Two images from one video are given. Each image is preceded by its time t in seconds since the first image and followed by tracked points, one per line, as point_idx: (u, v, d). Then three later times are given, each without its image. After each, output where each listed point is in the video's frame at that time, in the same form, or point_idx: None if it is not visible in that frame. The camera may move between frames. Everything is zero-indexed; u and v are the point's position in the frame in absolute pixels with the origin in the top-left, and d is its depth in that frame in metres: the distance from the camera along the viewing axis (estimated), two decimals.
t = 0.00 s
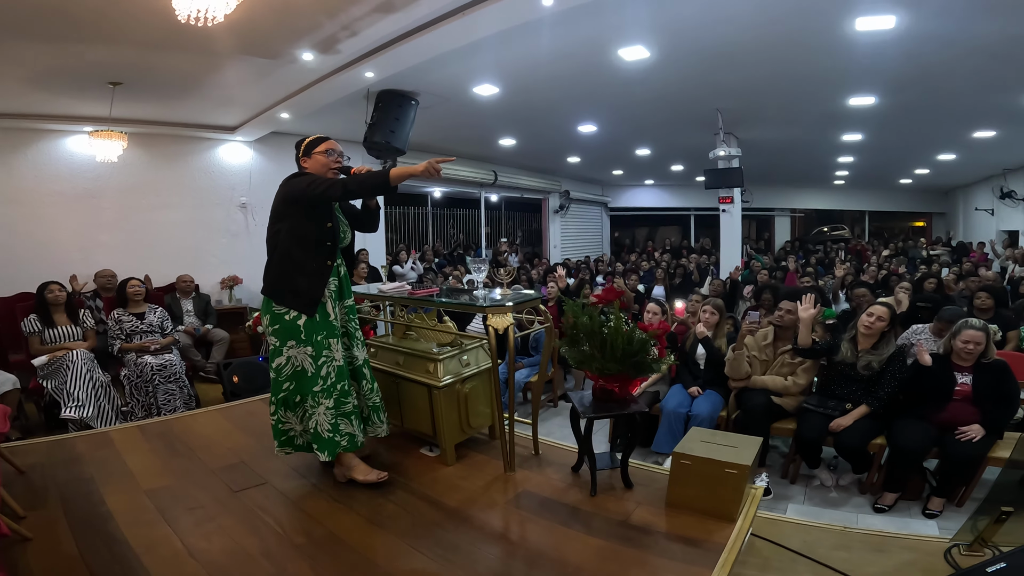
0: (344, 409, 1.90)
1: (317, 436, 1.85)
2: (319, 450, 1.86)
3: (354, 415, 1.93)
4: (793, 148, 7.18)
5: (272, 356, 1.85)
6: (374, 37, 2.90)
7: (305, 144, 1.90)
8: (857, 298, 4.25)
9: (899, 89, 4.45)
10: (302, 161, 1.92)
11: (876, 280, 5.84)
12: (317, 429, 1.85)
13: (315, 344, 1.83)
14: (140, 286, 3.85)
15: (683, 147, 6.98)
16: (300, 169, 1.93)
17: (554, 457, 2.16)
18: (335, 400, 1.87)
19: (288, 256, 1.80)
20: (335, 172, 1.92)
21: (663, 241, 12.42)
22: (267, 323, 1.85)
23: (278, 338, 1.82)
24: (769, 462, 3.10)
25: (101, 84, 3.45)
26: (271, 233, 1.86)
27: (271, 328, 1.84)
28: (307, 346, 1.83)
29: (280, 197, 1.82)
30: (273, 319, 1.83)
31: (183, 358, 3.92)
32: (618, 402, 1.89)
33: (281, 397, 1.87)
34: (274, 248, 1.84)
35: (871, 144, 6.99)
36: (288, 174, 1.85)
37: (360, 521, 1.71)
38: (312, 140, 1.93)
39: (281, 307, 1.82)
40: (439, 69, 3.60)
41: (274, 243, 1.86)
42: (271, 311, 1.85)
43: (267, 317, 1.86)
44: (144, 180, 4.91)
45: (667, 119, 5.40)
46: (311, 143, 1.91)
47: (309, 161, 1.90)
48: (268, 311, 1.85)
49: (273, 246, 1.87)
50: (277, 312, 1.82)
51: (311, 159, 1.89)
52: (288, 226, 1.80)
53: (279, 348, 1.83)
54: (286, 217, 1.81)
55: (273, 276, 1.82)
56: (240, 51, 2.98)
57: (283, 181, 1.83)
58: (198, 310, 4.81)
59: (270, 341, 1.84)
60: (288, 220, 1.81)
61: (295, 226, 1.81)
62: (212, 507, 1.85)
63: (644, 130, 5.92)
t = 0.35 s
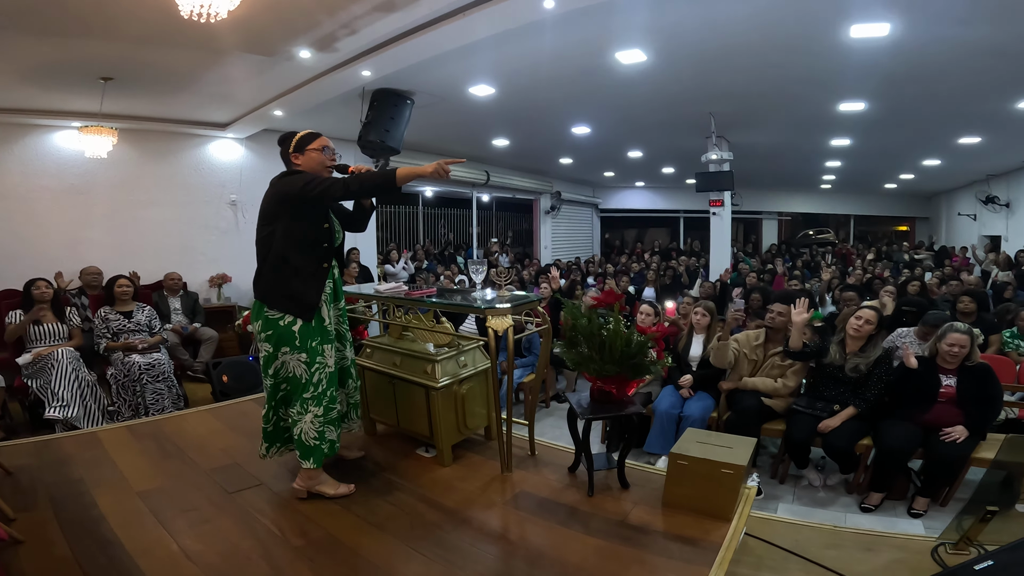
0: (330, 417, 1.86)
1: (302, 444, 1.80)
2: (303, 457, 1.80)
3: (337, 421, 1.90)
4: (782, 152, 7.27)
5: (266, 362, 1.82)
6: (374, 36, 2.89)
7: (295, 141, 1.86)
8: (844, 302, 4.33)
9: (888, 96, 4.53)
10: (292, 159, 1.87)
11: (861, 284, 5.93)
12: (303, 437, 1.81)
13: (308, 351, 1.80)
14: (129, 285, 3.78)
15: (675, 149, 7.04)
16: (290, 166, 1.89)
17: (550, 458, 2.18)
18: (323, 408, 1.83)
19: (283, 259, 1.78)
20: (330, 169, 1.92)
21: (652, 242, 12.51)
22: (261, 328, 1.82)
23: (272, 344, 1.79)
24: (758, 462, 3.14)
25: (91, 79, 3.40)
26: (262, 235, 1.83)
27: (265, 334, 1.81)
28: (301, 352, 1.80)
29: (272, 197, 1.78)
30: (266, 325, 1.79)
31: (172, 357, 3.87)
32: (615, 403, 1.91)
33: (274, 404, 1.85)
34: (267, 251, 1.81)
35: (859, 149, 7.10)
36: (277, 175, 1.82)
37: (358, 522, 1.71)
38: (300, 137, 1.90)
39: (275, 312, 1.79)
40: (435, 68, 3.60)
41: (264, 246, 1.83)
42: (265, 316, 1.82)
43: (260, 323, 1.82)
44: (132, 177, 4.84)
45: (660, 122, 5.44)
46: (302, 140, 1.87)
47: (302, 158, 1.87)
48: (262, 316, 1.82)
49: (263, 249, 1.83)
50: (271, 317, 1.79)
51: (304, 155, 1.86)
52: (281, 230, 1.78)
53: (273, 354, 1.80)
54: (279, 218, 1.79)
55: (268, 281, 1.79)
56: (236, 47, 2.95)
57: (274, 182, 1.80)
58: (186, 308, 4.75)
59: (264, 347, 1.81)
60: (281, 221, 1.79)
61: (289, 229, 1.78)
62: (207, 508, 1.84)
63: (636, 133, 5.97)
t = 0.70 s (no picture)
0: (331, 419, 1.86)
1: (310, 449, 1.77)
2: (310, 461, 1.78)
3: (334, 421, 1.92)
4: (775, 152, 7.33)
5: (269, 374, 1.68)
6: (371, 32, 2.88)
7: (281, 129, 1.73)
8: (836, 301, 4.37)
9: (880, 97, 4.57)
10: (277, 147, 1.74)
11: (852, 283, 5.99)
12: (309, 442, 1.77)
13: (314, 356, 1.75)
14: (118, 283, 3.63)
15: (668, 149, 7.07)
16: (275, 155, 1.75)
17: (548, 455, 2.18)
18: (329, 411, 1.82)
19: (293, 257, 1.67)
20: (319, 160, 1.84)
21: (644, 241, 12.56)
22: (259, 337, 1.67)
23: (277, 353, 1.67)
24: (752, 459, 3.17)
25: (82, 75, 3.36)
26: (261, 229, 1.67)
27: (265, 343, 1.67)
28: (306, 358, 1.73)
29: (280, 188, 1.64)
30: (270, 332, 1.66)
31: (163, 356, 3.83)
32: (614, 400, 1.92)
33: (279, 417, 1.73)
34: (271, 247, 1.67)
35: (850, 150, 7.17)
36: (279, 164, 1.69)
37: (356, 521, 1.71)
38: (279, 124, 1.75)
39: (278, 317, 1.68)
40: (431, 66, 3.59)
41: (263, 241, 1.68)
42: (262, 323, 1.67)
43: (257, 331, 1.67)
44: (123, 173, 4.78)
45: (654, 121, 5.46)
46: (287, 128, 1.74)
47: (292, 147, 1.75)
48: (259, 323, 1.67)
49: (261, 244, 1.69)
50: (276, 323, 1.67)
51: (296, 144, 1.74)
52: (288, 225, 1.66)
53: (278, 364, 1.69)
54: (286, 212, 1.67)
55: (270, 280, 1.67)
56: (231, 42, 2.92)
57: (278, 171, 1.66)
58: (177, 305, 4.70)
59: (265, 358, 1.67)
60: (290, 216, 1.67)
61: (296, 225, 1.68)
62: (203, 508, 1.83)
63: (631, 132, 5.98)
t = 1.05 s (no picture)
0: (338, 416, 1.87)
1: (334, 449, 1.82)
2: (337, 464, 1.84)
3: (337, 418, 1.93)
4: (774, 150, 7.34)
5: (280, 377, 1.62)
6: (372, 29, 2.87)
7: (268, 118, 1.65)
8: (834, 297, 4.39)
9: (878, 94, 4.59)
10: (263, 138, 1.66)
11: (850, 279, 6.02)
12: (333, 443, 1.81)
13: (319, 353, 1.73)
14: (119, 281, 3.73)
15: (666, 146, 7.08)
16: (260, 145, 1.67)
17: (549, 450, 2.20)
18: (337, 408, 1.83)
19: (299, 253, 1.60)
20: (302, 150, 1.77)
21: (642, 239, 12.59)
22: (267, 337, 1.60)
23: (287, 353, 1.63)
24: (751, 455, 3.19)
25: (81, 72, 3.35)
26: (260, 225, 1.57)
27: (274, 344, 1.61)
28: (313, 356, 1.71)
29: (282, 182, 1.56)
30: (279, 332, 1.61)
31: (162, 353, 3.83)
32: (615, 394, 1.93)
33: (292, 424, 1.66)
34: (273, 245, 1.58)
35: (848, 147, 7.19)
36: (274, 156, 1.60)
37: (360, 516, 1.72)
38: (263, 114, 1.67)
39: (286, 315, 1.62)
40: (431, 63, 3.59)
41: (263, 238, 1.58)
42: (269, 323, 1.61)
43: (264, 332, 1.60)
44: (121, 171, 4.77)
45: (653, 118, 5.47)
46: (274, 117, 1.66)
47: (278, 138, 1.68)
48: (266, 324, 1.60)
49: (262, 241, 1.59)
50: (284, 322, 1.62)
51: (283, 135, 1.67)
52: (294, 219, 1.61)
53: (288, 364, 1.64)
54: (287, 207, 1.59)
55: (277, 277, 1.58)
56: (232, 40, 2.93)
57: (275, 163, 1.57)
58: (175, 303, 4.70)
59: (274, 360, 1.62)
60: (292, 211, 1.60)
61: (298, 219, 1.62)
62: (206, 504, 1.84)
63: (630, 129, 5.99)
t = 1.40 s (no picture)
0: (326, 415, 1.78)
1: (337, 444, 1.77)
2: (345, 457, 1.78)
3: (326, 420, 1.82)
4: (771, 146, 7.35)
5: (255, 379, 1.49)
6: (369, 25, 2.86)
7: (226, 112, 1.52)
8: (831, 292, 4.41)
9: (875, 91, 4.60)
10: (218, 132, 1.53)
11: (847, 275, 6.04)
12: (333, 439, 1.74)
13: (292, 352, 1.62)
14: (116, 277, 3.73)
15: (664, 142, 7.08)
16: (214, 139, 1.54)
17: (548, 445, 2.21)
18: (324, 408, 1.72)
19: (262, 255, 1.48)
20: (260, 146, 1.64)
21: (639, 235, 12.62)
22: (237, 338, 1.46)
23: (261, 353, 1.50)
24: (749, 450, 3.21)
25: (77, 69, 3.33)
26: (218, 224, 1.43)
27: (245, 345, 1.48)
28: (287, 355, 1.60)
29: (244, 180, 1.45)
30: (250, 331, 1.48)
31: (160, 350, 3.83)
32: (614, 387, 1.95)
33: (281, 426, 1.53)
34: (234, 245, 1.46)
35: (845, 143, 7.21)
36: (235, 151, 1.48)
37: (362, 511, 1.73)
38: (219, 105, 1.53)
39: (254, 315, 1.50)
40: (429, 60, 3.59)
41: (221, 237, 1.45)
42: (236, 324, 1.47)
43: (232, 333, 1.46)
44: (118, 168, 4.75)
45: (651, 115, 5.47)
46: (233, 110, 1.53)
47: (235, 133, 1.55)
48: (235, 323, 1.46)
49: (220, 241, 1.45)
50: (254, 321, 1.49)
51: (241, 131, 1.55)
52: (255, 219, 1.49)
53: (263, 365, 1.51)
54: (248, 206, 1.47)
55: (240, 279, 1.47)
56: (229, 36, 2.92)
57: (236, 159, 1.45)
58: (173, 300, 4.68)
59: (247, 361, 1.48)
60: (253, 211, 1.48)
61: (259, 218, 1.52)
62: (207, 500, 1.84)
63: (628, 125, 5.99)
